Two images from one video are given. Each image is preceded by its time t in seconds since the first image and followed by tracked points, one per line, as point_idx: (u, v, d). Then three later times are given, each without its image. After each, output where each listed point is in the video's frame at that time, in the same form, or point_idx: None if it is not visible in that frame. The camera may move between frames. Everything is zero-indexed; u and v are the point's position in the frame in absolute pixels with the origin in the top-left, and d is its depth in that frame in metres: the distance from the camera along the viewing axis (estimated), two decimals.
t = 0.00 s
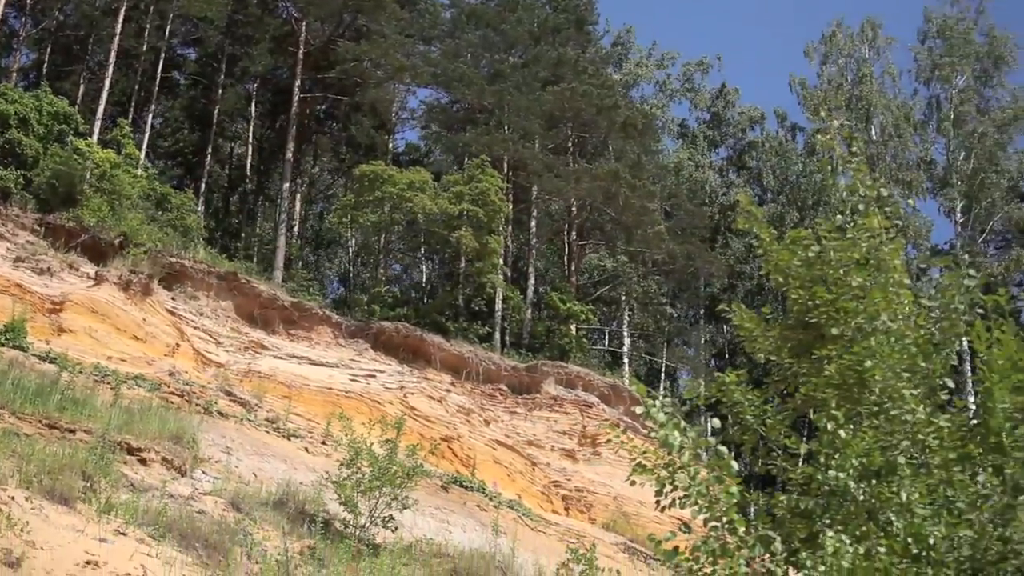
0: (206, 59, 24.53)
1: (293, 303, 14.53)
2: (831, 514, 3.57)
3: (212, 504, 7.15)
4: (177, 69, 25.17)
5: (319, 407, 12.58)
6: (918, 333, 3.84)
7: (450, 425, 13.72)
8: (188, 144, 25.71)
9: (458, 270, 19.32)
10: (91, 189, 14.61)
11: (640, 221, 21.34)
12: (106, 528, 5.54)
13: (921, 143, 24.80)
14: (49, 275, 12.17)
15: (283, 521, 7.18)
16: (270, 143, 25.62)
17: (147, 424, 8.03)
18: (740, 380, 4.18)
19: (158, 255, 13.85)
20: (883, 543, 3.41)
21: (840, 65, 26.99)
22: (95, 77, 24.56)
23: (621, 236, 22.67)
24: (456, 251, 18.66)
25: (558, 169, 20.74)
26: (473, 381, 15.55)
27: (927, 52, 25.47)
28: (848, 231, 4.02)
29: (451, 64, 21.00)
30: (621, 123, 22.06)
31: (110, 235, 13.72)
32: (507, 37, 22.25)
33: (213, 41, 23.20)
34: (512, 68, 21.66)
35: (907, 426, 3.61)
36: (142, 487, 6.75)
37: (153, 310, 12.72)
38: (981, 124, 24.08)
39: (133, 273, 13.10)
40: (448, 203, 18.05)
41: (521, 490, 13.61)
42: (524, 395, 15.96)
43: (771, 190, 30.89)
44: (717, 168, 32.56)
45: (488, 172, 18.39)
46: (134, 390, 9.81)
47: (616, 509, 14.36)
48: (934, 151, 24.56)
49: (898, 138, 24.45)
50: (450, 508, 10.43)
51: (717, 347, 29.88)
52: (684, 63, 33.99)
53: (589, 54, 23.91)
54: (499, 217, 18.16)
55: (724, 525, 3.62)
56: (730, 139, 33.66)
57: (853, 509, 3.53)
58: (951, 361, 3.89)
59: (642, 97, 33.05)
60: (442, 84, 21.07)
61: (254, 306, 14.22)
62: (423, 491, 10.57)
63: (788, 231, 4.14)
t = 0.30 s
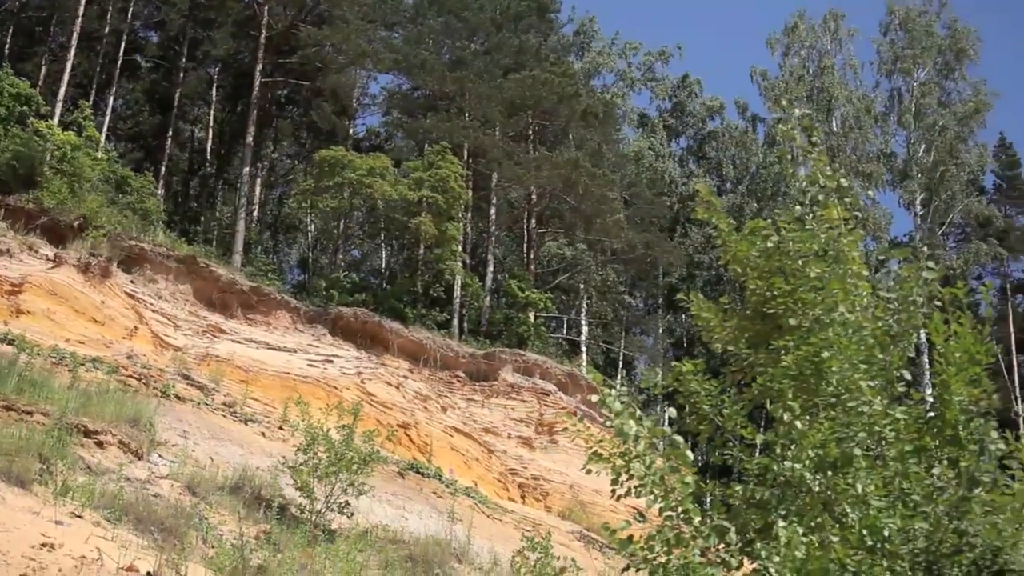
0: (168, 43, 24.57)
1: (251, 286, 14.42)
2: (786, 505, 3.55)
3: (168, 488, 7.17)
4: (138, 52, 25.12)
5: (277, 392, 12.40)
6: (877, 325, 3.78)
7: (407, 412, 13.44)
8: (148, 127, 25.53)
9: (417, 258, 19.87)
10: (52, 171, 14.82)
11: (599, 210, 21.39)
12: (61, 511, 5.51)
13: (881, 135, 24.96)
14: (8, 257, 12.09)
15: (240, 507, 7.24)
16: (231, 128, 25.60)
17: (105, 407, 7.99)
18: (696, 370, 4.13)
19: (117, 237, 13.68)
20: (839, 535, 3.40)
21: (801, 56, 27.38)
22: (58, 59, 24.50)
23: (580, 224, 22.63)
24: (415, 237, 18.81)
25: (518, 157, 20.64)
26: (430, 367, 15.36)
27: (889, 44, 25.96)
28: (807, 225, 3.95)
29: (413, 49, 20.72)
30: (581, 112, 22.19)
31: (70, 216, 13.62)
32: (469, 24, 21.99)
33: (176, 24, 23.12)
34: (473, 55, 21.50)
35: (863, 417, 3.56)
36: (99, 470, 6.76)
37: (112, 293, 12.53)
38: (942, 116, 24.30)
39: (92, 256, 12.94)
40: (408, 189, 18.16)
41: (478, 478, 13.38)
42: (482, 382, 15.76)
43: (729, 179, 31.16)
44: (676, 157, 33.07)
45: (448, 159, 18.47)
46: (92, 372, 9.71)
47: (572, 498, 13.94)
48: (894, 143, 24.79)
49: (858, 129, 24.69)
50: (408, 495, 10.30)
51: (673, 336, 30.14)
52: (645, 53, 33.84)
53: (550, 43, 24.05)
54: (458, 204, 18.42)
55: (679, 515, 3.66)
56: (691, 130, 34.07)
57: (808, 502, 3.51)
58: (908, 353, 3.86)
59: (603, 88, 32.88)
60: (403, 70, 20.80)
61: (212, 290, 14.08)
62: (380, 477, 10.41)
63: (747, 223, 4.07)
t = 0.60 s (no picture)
0: (128, 25, 24.47)
1: (208, 270, 14.44)
2: (739, 494, 3.57)
3: (122, 470, 7.24)
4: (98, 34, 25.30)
5: (231, 375, 12.38)
6: (833, 316, 3.78)
7: (362, 396, 13.54)
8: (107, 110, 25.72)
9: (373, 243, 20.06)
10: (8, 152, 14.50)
11: (556, 197, 21.42)
12: (15, 492, 5.40)
13: (840, 126, 24.75)
14: None
15: (193, 489, 7.33)
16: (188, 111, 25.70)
17: (60, 389, 8.06)
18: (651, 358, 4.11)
19: (74, 219, 13.50)
20: (791, 524, 3.46)
21: (761, 46, 26.81)
22: (17, 40, 24.54)
23: (536, 212, 22.58)
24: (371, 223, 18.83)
25: (476, 144, 20.68)
26: (385, 352, 15.58)
27: (850, 36, 25.69)
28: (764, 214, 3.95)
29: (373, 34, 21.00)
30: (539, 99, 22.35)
31: (26, 197, 13.22)
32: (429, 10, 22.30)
33: (136, 8, 23.17)
34: (433, 42, 21.86)
35: (817, 407, 3.60)
36: (53, 451, 6.81)
37: (68, 275, 12.57)
38: (901, 109, 24.30)
39: (49, 237, 12.93)
40: (365, 173, 18.19)
41: (431, 463, 13.38)
42: (436, 368, 15.99)
43: (687, 168, 31.05)
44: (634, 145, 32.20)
45: (405, 145, 18.61)
46: (47, 354, 9.69)
47: (525, 484, 13.98)
48: (852, 135, 24.60)
49: (817, 121, 24.25)
50: (361, 479, 10.34)
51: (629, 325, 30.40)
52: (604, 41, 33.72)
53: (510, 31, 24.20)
54: (415, 189, 18.54)
55: (631, 502, 3.70)
56: (649, 119, 33.52)
57: (761, 490, 3.54)
58: (863, 343, 3.82)
59: (562, 75, 32.54)
60: (363, 55, 21.08)
61: (169, 273, 14.13)
62: (333, 462, 10.44)
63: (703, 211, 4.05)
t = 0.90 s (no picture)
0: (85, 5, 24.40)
1: (161, 252, 14.67)
2: (689, 482, 3.48)
3: (74, 451, 7.27)
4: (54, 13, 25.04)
5: (184, 357, 12.39)
6: (783, 305, 3.70)
7: (314, 379, 13.55)
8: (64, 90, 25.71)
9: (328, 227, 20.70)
10: None
11: (512, 182, 21.94)
12: None
13: (795, 116, 24.93)
14: None
15: (144, 471, 7.36)
16: (144, 92, 25.83)
17: (11, 367, 8.10)
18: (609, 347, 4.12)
19: (29, 199, 13.61)
20: (741, 514, 3.36)
21: (719, 35, 26.91)
22: None
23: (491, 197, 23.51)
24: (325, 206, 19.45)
25: (432, 128, 21.13)
26: (338, 336, 15.67)
27: (807, 26, 25.50)
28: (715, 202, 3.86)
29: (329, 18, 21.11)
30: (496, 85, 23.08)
31: None
32: None
33: None
34: (390, 25, 21.84)
35: (769, 396, 3.50)
36: (5, 431, 6.83)
37: (22, 255, 12.41)
38: (857, 100, 24.50)
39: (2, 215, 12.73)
40: (321, 157, 18.80)
41: (382, 448, 13.35)
42: (390, 352, 16.16)
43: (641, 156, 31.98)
44: (589, 132, 33.31)
45: (362, 129, 19.13)
46: None
47: (477, 470, 14.00)
48: (807, 125, 24.91)
49: (772, 110, 24.82)
50: (312, 463, 10.45)
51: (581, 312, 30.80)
52: (561, 28, 33.86)
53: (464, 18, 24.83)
54: (370, 173, 19.15)
55: (581, 489, 3.61)
56: (604, 105, 34.19)
57: (711, 478, 3.46)
58: (815, 332, 3.78)
59: (519, 62, 32.88)
60: (319, 39, 21.23)
61: (122, 254, 14.29)
62: (284, 445, 10.53)
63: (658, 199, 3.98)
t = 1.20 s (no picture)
0: None
1: (112, 232, 14.70)
2: (635, 469, 3.44)
3: (20, 430, 7.38)
4: None
5: (133, 337, 12.61)
6: (732, 293, 3.66)
7: (263, 362, 13.89)
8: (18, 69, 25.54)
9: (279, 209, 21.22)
10: None
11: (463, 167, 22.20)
12: None
13: (748, 106, 24.84)
14: None
15: (90, 450, 7.58)
16: (98, 73, 25.82)
17: None
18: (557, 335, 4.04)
19: None
20: (686, 501, 3.34)
21: (672, 23, 25.85)
22: None
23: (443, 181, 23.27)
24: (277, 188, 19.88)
25: (384, 112, 21.62)
26: (287, 319, 15.79)
27: (761, 16, 25.40)
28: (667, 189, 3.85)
29: None
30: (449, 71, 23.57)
31: None
32: None
33: None
34: (345, 8, 22.20)
35: (715, 384, 3.47)
36: None
37: None
38: (810, 90, 24.36)
39: None
40: (273, 139, 19.28)
41: (330, 431, 13.78)
42: (338, 336, 16.33)
43: (594, 144, 31.68)
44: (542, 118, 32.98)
45: (314, 112, 19.71)
46: None
47: (423, 455, 14.59)
48: (760, 115, 24.69)
49: (725, 99, 24.31)
50: (260, 445, 10.89)
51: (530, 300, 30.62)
52: (516, 15, 33.92)
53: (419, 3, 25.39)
54: (322, 156, 19.73)
55: (526, 474, 3.51)
56: (557, 91, 33.98)
57: (657, 466, 3.42)
58: (762, 321, 3.78)
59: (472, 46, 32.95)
60: (274, 20, 21.43)
61: (74, 234, 14.37)
62: (233, 428, 10.96)
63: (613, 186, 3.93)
